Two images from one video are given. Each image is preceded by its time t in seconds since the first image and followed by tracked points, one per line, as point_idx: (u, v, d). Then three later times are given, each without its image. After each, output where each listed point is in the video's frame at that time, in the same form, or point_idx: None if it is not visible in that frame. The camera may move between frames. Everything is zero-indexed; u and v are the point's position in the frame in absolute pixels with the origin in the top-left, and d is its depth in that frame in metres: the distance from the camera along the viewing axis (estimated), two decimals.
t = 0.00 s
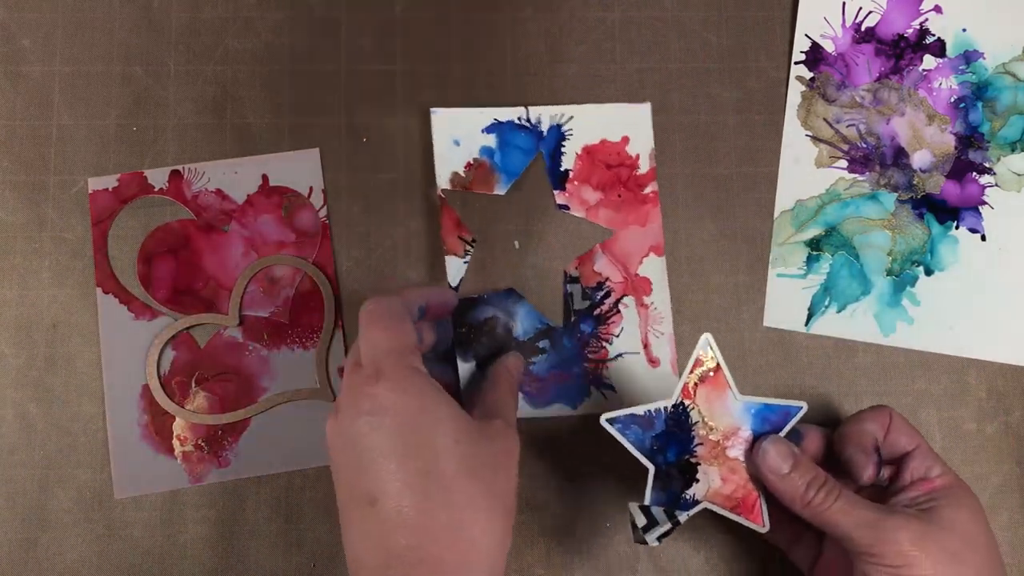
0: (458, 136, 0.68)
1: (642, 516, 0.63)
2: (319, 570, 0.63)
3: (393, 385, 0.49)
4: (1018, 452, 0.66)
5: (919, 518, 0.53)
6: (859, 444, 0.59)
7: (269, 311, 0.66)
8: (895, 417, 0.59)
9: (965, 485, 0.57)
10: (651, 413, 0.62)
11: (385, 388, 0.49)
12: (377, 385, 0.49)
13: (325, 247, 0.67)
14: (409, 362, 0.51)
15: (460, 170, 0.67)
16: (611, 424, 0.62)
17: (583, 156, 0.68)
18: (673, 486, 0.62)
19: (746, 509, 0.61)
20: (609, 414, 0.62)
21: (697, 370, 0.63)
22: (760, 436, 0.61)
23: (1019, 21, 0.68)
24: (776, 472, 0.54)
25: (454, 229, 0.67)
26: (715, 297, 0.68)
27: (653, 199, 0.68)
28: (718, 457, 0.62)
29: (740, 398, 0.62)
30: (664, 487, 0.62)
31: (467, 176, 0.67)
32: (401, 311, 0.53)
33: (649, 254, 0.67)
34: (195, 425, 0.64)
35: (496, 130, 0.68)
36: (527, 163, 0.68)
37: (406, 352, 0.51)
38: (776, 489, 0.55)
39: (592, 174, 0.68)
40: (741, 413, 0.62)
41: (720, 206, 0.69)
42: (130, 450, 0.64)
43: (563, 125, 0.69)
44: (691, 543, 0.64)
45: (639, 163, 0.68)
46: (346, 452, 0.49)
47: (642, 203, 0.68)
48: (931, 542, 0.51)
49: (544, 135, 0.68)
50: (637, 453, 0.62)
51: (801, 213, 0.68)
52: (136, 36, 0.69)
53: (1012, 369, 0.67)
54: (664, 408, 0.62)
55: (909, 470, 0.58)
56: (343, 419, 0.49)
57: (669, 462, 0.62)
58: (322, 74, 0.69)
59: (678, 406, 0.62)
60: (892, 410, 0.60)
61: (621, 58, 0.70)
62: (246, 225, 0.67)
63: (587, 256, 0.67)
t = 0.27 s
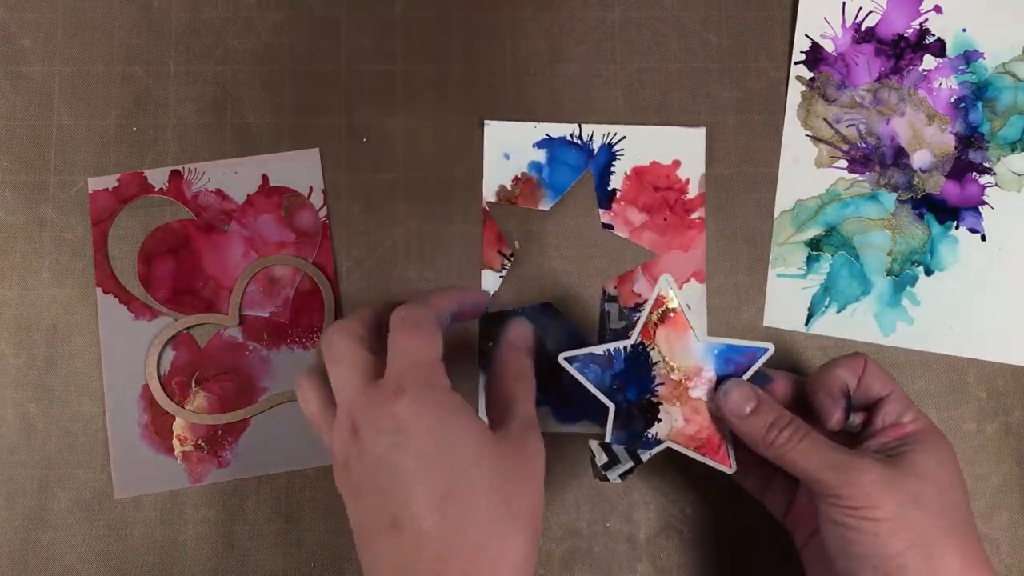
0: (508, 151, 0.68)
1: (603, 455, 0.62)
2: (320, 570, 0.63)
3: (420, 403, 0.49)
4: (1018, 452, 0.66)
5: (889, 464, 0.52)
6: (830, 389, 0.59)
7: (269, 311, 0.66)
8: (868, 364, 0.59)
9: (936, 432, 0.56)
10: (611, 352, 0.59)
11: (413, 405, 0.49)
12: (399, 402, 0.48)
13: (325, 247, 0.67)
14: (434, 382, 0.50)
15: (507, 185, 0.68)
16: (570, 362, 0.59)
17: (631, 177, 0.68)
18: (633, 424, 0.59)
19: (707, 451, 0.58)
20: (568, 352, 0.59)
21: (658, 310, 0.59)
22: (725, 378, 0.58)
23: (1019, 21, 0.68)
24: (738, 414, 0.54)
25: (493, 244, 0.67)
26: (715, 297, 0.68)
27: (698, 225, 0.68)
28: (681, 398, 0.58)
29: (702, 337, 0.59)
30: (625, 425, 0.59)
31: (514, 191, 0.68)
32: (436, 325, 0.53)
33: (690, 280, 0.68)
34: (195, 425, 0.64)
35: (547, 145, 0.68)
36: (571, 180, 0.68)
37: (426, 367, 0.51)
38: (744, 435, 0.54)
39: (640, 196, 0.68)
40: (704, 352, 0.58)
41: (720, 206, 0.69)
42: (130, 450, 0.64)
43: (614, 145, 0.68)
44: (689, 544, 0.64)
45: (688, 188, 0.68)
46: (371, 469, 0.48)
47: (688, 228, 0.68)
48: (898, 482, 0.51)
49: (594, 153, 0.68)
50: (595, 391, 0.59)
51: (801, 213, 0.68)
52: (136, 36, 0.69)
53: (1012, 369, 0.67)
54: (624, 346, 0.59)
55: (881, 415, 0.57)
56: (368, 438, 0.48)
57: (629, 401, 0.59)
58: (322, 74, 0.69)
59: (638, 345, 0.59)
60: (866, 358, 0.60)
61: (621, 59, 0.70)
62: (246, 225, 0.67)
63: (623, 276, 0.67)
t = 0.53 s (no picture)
0: (508, 151, 0.68)
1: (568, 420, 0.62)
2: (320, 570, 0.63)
3: (425, 416, 0.50)
4: (1018, 452, 0.66)
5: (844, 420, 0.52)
6: (795, 346, 0.57)
7: (269, 311, 0.66)
8: (841, 318, 0.57)
9: (909, 387, 0.55)
10: (574, 321, 0.60)
11: (416, 417, 0.50)
12: (405, 412, 0.51)
13: (325, 247, 0.67)
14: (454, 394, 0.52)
15: (507, 185, 0.67)
16: (535, 333, 0.59)
17: (631, 177, 0.68)
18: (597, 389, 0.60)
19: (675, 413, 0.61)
20: (532, 322, 0.60)
21: (619, 277, 0.60)
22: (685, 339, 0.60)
23: (1019, 21, 0.68)
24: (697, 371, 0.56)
25: (493, 244, 0.67)
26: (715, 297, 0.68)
27: (699, 225, 0.68)
28: (643, 360, 0.60)
29: (663, 301, 0.60)
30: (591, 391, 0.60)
31: (514, 191, 0.68)
32: (482, 343, 0.56)
33: (691, 279, 0.68)
34: (195, 425, 0.64)
35: (547, 146, 0.68)
36: (571, 180, 0.68)
37: (451, 382, 0.53)
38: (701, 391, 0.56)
39: (640, 196, 0.68)
40: (666, 316, 0.60)
41: (720, 206, 0.69)
42: (129, 450, 0.64)
43: (614, 145, 0.68)
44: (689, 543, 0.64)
45: (687, 189, 0.68)
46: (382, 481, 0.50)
47: (688, 228, 0.68)
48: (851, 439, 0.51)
49: (593, 153, 0.68)
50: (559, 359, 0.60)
51: (801, 213, 0.68)
52: (136, 37, 0.69)
53: (1012, 369, 0.67)
54: (587, 314, 0.60)
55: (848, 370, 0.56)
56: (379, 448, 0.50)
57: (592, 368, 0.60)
58: (322, 74, 0.69)
59: (600, 312, 0.60)
60: (840, 312, 0.58)
61: (621, 59, 0.70)
62: (246, 225, 0.67)
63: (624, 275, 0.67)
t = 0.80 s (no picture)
0: (508, 151, 0.68)
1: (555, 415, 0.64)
2: (320, 570, 0.63)
3: (393, 416, 0.51)
4: (1018, 452, 0.66)
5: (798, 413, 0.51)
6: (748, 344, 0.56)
7: (269, 311, 0.66)
8: (802, 311, 0.56)
9: (860, 377, 0.52)
10: (549, 322, 0.62)
11: (385, 418, 0.51)
12: (374, 413, 0.51)
13: (325, 247, 0.67)
14: (427, 399, 0.52)
15: (507, 185, 0.68)
16: (510, 333, 0.60)
17: (631, 177, 0.68)
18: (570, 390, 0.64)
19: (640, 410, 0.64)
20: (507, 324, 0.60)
21: (595, 281, 0.63)
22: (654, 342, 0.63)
23: (1019, 21, 0.68)
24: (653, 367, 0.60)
25: (493, 244, 0.67)
26: (715, 297, 0.68)
27: (699, 225, 0.68)
28: (612, 362, 0.63)
29: (637, 305, 0.63)
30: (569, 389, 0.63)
31: (514, 191, 0.68)
32: (461, 349, 0.55)
33: (691, 279, 0.67)
34: (195, 425, 0.64)
35: (547, 146, 0.68)
36: (571, 179, 0.68)
37: (424, 385, 0.52)
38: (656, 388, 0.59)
39: (640, 196, 0.68)
40: (638, 320, 0.63)
41: (720, 206, 0.69)
42: (129, 450, 0.64)
43: (614, 145, 0.68)
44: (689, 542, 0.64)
45: (687, 189, 0.68)
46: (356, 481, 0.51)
47: (688, 228, 0.68)
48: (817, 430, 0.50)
49: (593, 153, 0.68)
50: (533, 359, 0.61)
51: (801, 213, 0.68)
52: (136, 37, 0.69)
53: (1012, 369, 0.67)
54: (562, 316, 0.62)
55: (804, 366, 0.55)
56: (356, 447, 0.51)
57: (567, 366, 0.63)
58: (322, 74, 0.69)
59: (576, 314, 0.63)
60: (801, 304, 0.57)
61: (622, 59, 0.70)
62: (246, 224, 0.67)
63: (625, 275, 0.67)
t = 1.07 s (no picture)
0: (507, 151, 0.68)
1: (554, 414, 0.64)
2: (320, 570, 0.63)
3: (404, 420, 0.50)
4: (1018, 451, 0.66)
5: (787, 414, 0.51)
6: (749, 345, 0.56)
7: (269, 311, 0.66)
8: (806, 313, 0.56)
9: (849, 388, 0.51)
10: (554, 320, 0.62)
11: (396, 422, 0.51)
12: (384, 417, 0.51)
13: (325, 247, 0.67)
14: (438, 403, 0.52)
15: (507, 185, 0.68)
16: (517, 334, 0.60)
17: (631, 177, 0.68)
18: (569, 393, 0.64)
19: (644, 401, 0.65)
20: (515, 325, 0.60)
21: (599, 277, 0.63)
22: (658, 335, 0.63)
23: (1019, 21, 0.68)
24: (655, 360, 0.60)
25: (493, 244, 0.67)
26: (715, 296, 0.68)
27: (699, 225, 0.68)
28: (618, 355, 0.64)
29: (641, 299, 0.63)
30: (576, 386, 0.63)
31: (513, 191, 0.68)
32: (473, 353, 0.55)
33: (691, 279, 0.67)
34: (195, 425, 0.64)
35: (547, 146, 0.68)
36: (571, 179, 0.68)
37: (435, 389, 0.52)
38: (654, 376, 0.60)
39: (640, 196, 0.68)
40: (643, 313, 0.63)
41: (720, 206, 0.69)
42: (129, 450, 0.64)
43: (614, 145, 0.68)
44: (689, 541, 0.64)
45: (688, 189, 0.68)
46: (365, 485, 0.51)
47: (688, 228, 0.68)
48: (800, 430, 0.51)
49: (593, 153, 0.68)
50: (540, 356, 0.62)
51: (801, 213, 0.68)
52: (136, 37, 0.69)
53: (1012, 369, 0.67)
54: (568, 313, 0.62)
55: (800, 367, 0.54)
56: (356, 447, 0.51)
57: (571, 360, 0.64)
58: (322, 74, 0.69)
59: (580, 311, 0.63)
60: (806, 307, 0.56)
61: (621, 59, 0.70)
62: (246, 224, 0.67)
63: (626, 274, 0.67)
